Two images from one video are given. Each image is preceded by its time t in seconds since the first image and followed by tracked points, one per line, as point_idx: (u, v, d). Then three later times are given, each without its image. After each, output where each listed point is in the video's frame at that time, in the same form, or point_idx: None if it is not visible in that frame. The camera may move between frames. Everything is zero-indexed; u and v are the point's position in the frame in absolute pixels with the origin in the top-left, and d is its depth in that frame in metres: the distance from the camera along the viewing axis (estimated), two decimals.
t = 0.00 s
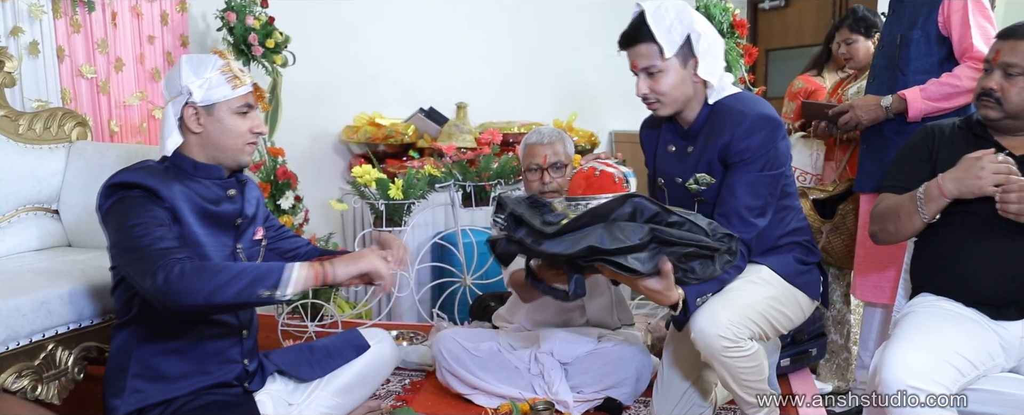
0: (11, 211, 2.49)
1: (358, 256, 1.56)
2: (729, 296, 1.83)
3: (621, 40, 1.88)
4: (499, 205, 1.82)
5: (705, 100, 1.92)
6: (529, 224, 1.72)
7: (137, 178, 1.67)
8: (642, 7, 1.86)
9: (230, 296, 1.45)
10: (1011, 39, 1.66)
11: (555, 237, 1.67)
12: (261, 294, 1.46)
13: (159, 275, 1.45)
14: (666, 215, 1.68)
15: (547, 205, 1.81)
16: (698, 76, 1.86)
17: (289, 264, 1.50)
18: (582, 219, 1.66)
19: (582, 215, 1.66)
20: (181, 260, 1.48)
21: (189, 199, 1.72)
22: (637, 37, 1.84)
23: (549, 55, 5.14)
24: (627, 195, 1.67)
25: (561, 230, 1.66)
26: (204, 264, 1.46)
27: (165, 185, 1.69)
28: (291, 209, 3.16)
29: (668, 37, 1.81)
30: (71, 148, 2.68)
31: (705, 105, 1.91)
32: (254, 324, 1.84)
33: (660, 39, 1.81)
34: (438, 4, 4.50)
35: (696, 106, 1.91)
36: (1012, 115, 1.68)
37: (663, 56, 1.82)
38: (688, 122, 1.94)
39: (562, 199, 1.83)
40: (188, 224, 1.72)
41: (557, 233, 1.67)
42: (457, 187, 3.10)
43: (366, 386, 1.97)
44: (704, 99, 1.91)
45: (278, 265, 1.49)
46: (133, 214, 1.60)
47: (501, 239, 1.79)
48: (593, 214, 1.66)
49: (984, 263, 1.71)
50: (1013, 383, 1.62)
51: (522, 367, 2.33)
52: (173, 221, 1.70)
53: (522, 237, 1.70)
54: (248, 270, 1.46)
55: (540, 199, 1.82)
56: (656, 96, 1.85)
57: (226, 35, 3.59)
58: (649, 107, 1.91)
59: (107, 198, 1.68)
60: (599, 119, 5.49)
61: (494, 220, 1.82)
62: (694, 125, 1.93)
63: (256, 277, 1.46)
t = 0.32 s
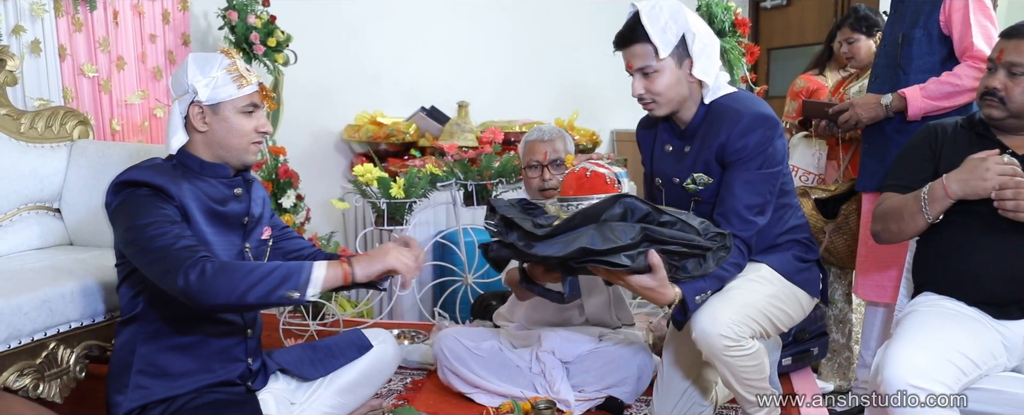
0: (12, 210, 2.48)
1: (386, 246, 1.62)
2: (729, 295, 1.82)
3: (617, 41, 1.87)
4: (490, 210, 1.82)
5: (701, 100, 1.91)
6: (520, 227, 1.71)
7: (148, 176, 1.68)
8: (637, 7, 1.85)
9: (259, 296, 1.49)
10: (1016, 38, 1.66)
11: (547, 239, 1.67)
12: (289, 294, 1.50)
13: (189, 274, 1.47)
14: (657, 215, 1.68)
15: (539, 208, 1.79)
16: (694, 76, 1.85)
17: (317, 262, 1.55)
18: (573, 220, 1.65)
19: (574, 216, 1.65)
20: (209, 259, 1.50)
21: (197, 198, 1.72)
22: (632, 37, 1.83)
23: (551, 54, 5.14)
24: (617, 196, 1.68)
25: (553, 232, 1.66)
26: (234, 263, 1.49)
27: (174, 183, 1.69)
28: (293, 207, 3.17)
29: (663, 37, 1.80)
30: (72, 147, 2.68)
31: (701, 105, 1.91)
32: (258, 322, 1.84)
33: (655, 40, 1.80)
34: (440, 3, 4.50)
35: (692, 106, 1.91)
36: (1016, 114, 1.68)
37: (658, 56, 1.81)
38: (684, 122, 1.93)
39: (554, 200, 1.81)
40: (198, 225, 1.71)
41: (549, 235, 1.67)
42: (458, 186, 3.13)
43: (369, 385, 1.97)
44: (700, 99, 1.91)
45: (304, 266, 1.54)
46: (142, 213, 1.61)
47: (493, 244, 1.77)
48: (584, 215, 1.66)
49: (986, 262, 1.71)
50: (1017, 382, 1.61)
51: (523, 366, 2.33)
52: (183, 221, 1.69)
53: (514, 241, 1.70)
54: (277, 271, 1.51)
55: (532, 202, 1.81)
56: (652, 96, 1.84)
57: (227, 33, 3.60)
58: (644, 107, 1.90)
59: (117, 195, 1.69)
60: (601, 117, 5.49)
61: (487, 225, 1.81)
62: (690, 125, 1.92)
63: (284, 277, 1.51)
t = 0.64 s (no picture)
0: (13, 208, 2.49)
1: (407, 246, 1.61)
2: (732, 292, 1.82)
3: (612, 42, 1.87)
4: (481, 209, 1.79)
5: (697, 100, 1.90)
6: (510, 226, 1.70)
7: (158, 174, 1.67)
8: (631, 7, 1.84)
9: (278, 299, 1.53)
10: (1020, 35, 1.65)
11: (537, 238, 1.67)
12: (309, 298, 1.54)
13: (208, 278, 1.50)
14: (648, 214, 1.71)
15: (531, 207, 1.78)
16: (690, 76, 1.84)
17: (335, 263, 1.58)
18: (563, 219, 1.66)
19: (564, 215, 1.66)
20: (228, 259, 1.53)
21: (209, 196, 1.72)
22: (628, 37, 1.82)
23: (553, 53, 5.14)
24: (608, 195, 1.69)
25: (543, 230, 1.66)
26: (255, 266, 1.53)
27: (185, 182, 1.68)
28: (294, 206, 3.17)
29: (658, 37, 1.79)
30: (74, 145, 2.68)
31: (698, 104, 1.89)
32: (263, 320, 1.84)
33: (650, 40, 1.79)
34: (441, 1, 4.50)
35: (689, 106, 1.90)
36: (1019, 113, 1.67)
37: (653, 57, 1.80)
38: (681, 121, 1.93)
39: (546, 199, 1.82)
40: (208, 224, 1.69)
41: (539, 234, 1.66)
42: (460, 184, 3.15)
43: (371, 386, 1.97)
44: (696, 99, 1.90)
45: (322, 268, 1.57)
46: (154, 214, 1.60)
47: (484, 243, 1.74)
48: (574, 214, 1.67)
49: (989, 260, 1.70)
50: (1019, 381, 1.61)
51: (525, 364, 2.33)
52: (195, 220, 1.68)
53: (504, 241, 1.69)
54: (296, 275, 1.54)
55: (523, 200, 1.79)
56: (648, 97, 1.84)
57: (229, 31, 3.61)
58: (641, 108, 1.90)
59: (128, 192, 1.68)
60: (603, 115, 5.48)
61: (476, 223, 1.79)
62: (687, 124, 1.92)
63: (303, 280, 1.54)
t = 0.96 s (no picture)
0: (15, 204, 2.49)
1: (429, 261, 1.58)
2: (736, 289, 1.82)
3: (609, 41, 1.85)
4: (470, 205, 1.75)
5: (696, 97, 1.89)
6: (497, 223, 1.67)
7: (172, 172, 1.65)
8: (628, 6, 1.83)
9: (304, 302, 1.55)
10: None
11: (524, 234, 1.64)
12: (332, 302, 1.56)
13: (238, 289, 1.52)
14: (634, 212, 1.72)
15: (520, 203, 1.74)
16: (687, 74, 1.83)
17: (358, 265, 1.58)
18: (550, 215, 1.64)
19: (551, 212, 1.64)
20: (253, 262, 1.54)
21: (223, 193, 1.70)
22: (625, 36, 1.80)
23: (555, 50, 5.14)
24: (594, 193, 1.70)
25: (530, 227, 1.64)
26: (279, 270, 1.54)
27: (199, 179, 1.66)
28: (296, 203, 3.19)
29: (654, 35, 1.78)
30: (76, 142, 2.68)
31: (697, 102, 1.89)
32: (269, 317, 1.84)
33: (647, 39, 1.78)
34: None
35: (687, 103, 1.89)
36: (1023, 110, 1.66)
37: (651, 56, 1.78)
38: (680, 119, 1.92)
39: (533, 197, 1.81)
40: (222, 221, 1.68)
41: (525, 230, 1.64)
42: (462, 181, 3.18)
43: (372, 383, 1.96)
44: (694, 96, 1.89)
45: (344, 272, 1.58)
46: (168, 213, 1.58)
47: (469, 240, 1.68)
48: (561, 210, 1.65)
49: (991, 257, 1.70)
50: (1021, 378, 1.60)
51: (527, 362, 2.32)
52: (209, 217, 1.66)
53: (490, 237, 1.65)
54: (320, 280, 1.56)
55: (512, 197, 1.75)
56: (646, 95, 1.83)
57: (230, 29, 3.61)
58: (639, 107, 1.89)
59: (143, 189, 1.66)
60: (604, 113, 5.48)
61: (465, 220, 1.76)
62: (685, 123, 1.91)
63: (326, 285, 1.56)
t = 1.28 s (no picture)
0: (16, 201, 2.49)
1: (463, 287, 1.61)
2: (739, 285, 1.82)
3: (606, 39, 1.85)
4: (459, 200, 1.75)
5: (695, 95, 1.88)
6: (486, 218, 1.67)
7: (186, 169, 1.64)
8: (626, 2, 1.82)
9: (318, 304, 1.58)
10: None
11: (511, 230, 1.63)
12: (346, 305, 1.59)
13: (253, 289, 1.55)
14: (623, 210, 1.68)
15: (510, 200, 1.78)
16: (686, 72, 1.82)
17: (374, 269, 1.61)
18: (538, 211, 1.63)
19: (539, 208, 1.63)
20: (269, 262, 1.56)
21: (234, 187, 1.70)
22: (622, 34, 1.80)
23: (556, 48, 5.13)
24: (583, 190, 1.67)
25: (517, 223, 1.63)
26: (296, 270, 1.57)
27: (214, 177, 1.65)
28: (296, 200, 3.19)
29: (652, 33, 1.77)
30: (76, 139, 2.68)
31: (693, 99, 1.88)
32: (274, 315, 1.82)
33: (644, 36, 1.77)
34: None
35: (686, 101, 1.88)
36: None
37: (649, 53, 1.78)
38: (677, 117, 1.92)
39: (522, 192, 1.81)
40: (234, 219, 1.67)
41: (513, 226, 1.63)
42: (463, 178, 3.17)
43: (373, 381, 1.96)
44: (692, 94, 1.88)
45: (360, 274, 1.60)
46: (184, 212, 1.58)
47: (459, 234, 1.71)
48: (549, 206, 1.63)
49: (992, 254, 1.69)
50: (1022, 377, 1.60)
51: (527, 360, 2.32)
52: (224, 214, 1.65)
53: (478, 232, 1.65)
54: (335, 283, 1.58)
55: (502, 193, 1.79)
56: (644, 93, 1.82)
57: (232, 26, 3.60)
58: (637, 105, 1.87)
59: (155, 185, 1.64)
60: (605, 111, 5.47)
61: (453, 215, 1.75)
62: (683, 120, 1.90)
63: (341, 289, 1.58)
